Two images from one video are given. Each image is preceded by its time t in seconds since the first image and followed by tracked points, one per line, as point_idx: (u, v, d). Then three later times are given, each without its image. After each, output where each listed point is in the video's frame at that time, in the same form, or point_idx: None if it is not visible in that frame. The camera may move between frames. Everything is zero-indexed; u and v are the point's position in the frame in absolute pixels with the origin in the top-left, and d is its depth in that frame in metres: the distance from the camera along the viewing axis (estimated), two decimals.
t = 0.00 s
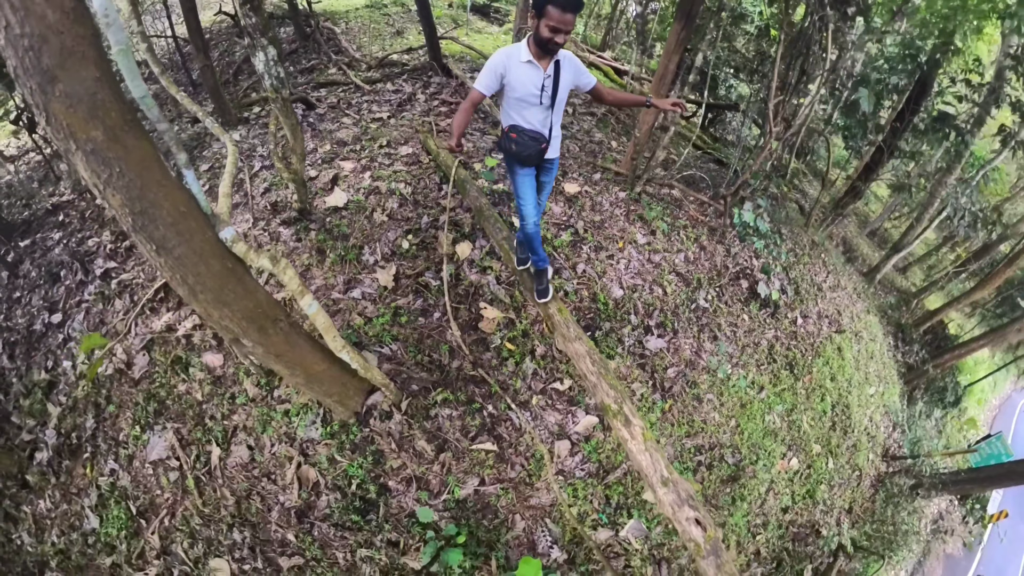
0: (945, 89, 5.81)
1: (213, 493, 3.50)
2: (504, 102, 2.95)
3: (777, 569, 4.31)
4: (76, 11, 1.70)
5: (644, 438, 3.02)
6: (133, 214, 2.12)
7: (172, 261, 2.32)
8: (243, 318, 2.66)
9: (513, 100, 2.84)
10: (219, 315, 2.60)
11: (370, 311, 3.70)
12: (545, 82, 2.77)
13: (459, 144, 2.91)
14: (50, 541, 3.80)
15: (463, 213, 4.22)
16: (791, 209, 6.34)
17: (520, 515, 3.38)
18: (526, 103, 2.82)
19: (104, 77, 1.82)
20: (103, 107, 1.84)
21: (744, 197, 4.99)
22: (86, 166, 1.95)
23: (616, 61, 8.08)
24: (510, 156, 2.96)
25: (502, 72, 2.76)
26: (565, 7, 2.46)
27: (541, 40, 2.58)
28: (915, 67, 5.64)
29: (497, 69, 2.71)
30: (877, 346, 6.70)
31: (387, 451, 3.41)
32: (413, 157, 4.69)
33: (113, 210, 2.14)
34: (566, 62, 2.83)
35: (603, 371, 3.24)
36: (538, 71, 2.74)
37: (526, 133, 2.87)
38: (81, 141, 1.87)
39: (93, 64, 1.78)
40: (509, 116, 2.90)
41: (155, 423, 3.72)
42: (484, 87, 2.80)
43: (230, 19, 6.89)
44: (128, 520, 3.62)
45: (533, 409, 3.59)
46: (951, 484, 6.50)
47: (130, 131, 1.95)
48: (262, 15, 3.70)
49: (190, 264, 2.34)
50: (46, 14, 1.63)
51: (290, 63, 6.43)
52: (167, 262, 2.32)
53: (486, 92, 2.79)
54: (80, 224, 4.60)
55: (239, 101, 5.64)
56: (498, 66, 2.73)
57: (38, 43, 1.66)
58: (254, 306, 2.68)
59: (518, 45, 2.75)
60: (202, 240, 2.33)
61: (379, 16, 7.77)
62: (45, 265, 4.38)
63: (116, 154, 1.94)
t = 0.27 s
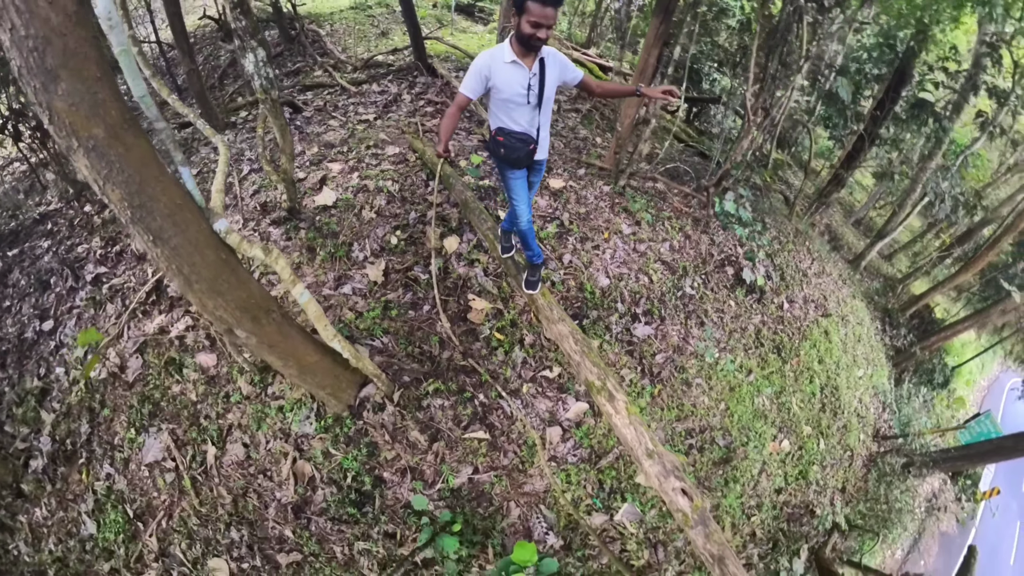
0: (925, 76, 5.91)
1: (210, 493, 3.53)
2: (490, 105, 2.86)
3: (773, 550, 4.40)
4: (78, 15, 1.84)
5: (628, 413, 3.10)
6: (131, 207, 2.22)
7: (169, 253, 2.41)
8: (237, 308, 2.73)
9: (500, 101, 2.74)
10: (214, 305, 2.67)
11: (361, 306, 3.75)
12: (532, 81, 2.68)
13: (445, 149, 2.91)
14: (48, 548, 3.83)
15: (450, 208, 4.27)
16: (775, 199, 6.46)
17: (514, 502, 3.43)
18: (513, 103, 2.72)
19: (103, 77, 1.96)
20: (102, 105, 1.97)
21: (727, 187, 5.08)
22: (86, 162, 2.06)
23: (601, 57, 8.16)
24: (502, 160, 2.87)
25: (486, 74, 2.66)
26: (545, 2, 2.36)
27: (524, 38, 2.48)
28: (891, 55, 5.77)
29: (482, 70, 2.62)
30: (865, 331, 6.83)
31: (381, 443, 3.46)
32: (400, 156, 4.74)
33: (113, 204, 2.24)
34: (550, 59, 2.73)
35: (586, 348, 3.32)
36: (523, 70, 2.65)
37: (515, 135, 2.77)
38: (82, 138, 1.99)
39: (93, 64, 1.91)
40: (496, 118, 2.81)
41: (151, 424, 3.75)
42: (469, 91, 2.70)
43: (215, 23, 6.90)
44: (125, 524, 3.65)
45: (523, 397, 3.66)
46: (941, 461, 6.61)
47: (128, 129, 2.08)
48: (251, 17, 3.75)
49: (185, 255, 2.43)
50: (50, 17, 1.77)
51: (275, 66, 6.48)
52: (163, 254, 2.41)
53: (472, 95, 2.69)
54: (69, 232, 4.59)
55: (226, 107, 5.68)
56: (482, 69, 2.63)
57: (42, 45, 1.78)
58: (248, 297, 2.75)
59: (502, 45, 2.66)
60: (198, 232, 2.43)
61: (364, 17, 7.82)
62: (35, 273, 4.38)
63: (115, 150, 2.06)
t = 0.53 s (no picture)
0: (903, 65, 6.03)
1: (207, 491, 3.40)
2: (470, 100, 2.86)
3: (767, 529, 4.53)
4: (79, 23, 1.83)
5: (606, 385, 3.19)
6: (131, 197, 2.25)
7: (166, 242, 2.46)
8: (231, 298, 2.82)
9: (478, 96, 2.75)
10: (208, 295, 2.75)
11: (350, 301, 3.82)
12: (512, 77, 2.68)
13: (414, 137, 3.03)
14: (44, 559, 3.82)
15: (436, 204, 4.34)
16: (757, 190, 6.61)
17: (507, 487, 3.50)
18: (492, 99, 2.74)
19: (104, 76, 1.96)
20: (103, 98, 1.97)
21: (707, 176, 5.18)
22: (86, 151, 2.07)
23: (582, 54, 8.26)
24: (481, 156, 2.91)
25: (466, 70, 2.67)
26: None
27: (504, 36, 2.49)
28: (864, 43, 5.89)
29: (461, 66, 2.63)
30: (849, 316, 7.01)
31: (374, 434, 3.54)
32: (385, 155, 4.84)
33: (111, 192, 2.26)
34: (531, 56, 2.75)
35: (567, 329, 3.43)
36: (503, 67, 2.66)
37: (492, 130, 2.81)
38: (84, 129, 1.99)
39: (94, 66, 1.92)
40: (475, 113, 2.82)
41: (145, 426, 3.58)
42: (448, 84, 2.69)
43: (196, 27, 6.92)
44: (124, 527, 3.24)
45: (511, 384, 3.77)
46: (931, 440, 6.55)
47: (129, 120, 2.10)
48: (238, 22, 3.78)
49: (182, 246, 2.50)
50: (53, 26, 1.76)
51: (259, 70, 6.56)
52: (159, 244, 2.47)
53: (450, 89, 2.69)
54: (57, 240, 4.42)
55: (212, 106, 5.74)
56: (461, 65, 2.64)
57: (46, 51, 1.78)
58: (241, 287, 2.84)
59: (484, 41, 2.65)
60: (193, 224, 2.50)
61: (346, 19, 7.89)
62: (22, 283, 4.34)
63: (118, 143, 2.08)
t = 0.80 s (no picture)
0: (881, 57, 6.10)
1: (201, 500, 3.53)
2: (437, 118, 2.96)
3: (754, 518, 4.59)
4: (56, 64, 1.93)
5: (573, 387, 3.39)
6: (116, 227, 2.39)
7: (150, 266, 2.58)
8: (215, 313, 2.89)
9: (444, 115, 2.83)
10: (193, 312, 2.83)
11: (334, 309, 3.90)
12: (474, 93, 2.75)
13: (388, 161, 3.17)
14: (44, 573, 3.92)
15: (415, 211, 4.40)
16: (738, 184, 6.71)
17: (491, 486, 3.58)
18: (457, 116, 2.81)
19: (83, 115, 2.09)
20: (86, 140, 2.12)
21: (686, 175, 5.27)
22: (74, 190, 2.22)
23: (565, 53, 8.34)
24: (445, 171, 2.98)
25: (429, 88, 2.75)
26: (484, 14, 2.46)
27: (464, 51, 2.56)
28: (842, 36, 6.02)
29: (424, 86, 2.72)
30: (833, 305, 7.14)
31: (360, 438, 3.60)
32: (366, 165, 4.88)
33: (98, 225, 2.40)
34: (495, 71, 2.80)
35: (536, 335, 3.57)
36: (466, 83, 2.72)
37: (456, 147, 2.88)
38: (70, 169, 2.14)
39: (73, 106, 2.03)
40: (442, 131, 2.90)
41: (139, 439, 3.72)
42: (413, 105, 2.80)
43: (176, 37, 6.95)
44: (121, 540, 3.42)
45: (493, 385, 3.83)
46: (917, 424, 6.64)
47: (110, 157, 2.24)
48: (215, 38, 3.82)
49: (166, 269, 2.61)
50: (31, 69, 1.87)
51: (240, 79, 6.59)
52: (144, 268, 2.59)
53: (415, 109, 2.79)
54: (42, 258, 4.63)
55: (192, 124, 5.77)
56: (424, 83, 2.73)
57: (27, 94, 1.90)
58: (225, 302, 2.92)
59: (446, 60, 2.75)
60: (176, 246, 2.62)
61: (327, 25, 7.91)
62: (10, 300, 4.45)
63: (101, 179, 2.22)
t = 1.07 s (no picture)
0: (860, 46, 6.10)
1: (190, 508, 3.64)
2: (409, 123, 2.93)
3: (745, 507, 4.62)
4: (30, 79, 2.07)
5: (545, 379, 3.08)
6: (92, 239, 2.40)
7: (127, 275, 2.57)
8: (193, 317, 2.84)
9: (413, 119, 2.81)
10: (171, 316, 2.78)
11: (316, 312, 3.88)
12: (441, 94, 2.71)
13: (365, 170, 3.13)
14: None
15: (396, 211, 4.37)
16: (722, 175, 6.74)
17: (478, 484, 3.59)
18: (424, 119, 2.77)
19: (58, 130, 2.17)
20: (60, 157, 2.17)
21: (668, 168, 5.28)
22: (52, 206, 2.25)
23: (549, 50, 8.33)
24: (415, 174, 2.91)
25: (397, 92, 2.73)
26: (445, 9, 2.45)
27: (428, 48, 2.54)
28: (824, 26, 6.11)
29: (391, 89, 2.71)
30: (819, 292, 7.21)
31: (345, 440, 3.57)
32: (346, 169, 4.86)
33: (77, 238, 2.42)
34: (464, 71, 2.76)
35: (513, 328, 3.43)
36: (432, 84, 2.69)
37: (423, 150, 2.83)
38: (46, 185, 2.19)
39: (48, 121, 2.13)
40: (412, 135, 2.87)
41: (127, 450, 3.83)
42: (383, 110, 2.79)
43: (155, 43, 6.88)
44: (113, 549, 3.84)
45: (476, 383, 3.81)
46: (907, 407, 6.77)
47: (85, 171, 2.27)
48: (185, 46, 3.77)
49: (143, 276, 2.59)
50: (7, 83, 2.00)
51: (222, 84, 6.52)
52: (124, 276, 2.57)
53: (385, 114, 2.78)
54: (26, 274, 4.60)
55: (175, 134, 5.63)
56: (392, 87, 2.71)
57: (3, 108, 2.02)
58: (203, 306, 2.87)
59: (413, 63, 2.73)
60: (152, 253, 2.59)
61: (309, 27, 7.84)
62: None
63: (76, 193, 2.24)
